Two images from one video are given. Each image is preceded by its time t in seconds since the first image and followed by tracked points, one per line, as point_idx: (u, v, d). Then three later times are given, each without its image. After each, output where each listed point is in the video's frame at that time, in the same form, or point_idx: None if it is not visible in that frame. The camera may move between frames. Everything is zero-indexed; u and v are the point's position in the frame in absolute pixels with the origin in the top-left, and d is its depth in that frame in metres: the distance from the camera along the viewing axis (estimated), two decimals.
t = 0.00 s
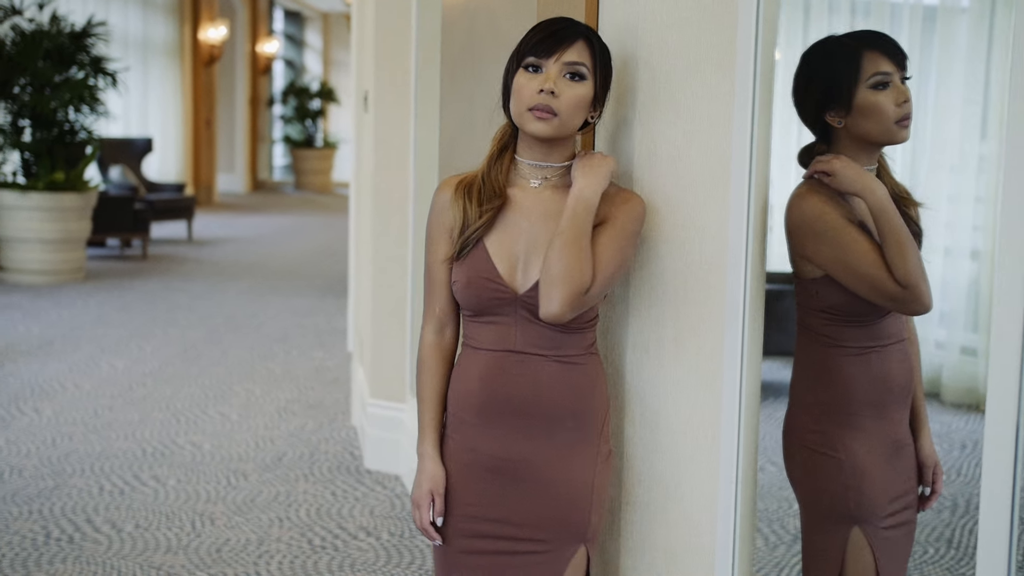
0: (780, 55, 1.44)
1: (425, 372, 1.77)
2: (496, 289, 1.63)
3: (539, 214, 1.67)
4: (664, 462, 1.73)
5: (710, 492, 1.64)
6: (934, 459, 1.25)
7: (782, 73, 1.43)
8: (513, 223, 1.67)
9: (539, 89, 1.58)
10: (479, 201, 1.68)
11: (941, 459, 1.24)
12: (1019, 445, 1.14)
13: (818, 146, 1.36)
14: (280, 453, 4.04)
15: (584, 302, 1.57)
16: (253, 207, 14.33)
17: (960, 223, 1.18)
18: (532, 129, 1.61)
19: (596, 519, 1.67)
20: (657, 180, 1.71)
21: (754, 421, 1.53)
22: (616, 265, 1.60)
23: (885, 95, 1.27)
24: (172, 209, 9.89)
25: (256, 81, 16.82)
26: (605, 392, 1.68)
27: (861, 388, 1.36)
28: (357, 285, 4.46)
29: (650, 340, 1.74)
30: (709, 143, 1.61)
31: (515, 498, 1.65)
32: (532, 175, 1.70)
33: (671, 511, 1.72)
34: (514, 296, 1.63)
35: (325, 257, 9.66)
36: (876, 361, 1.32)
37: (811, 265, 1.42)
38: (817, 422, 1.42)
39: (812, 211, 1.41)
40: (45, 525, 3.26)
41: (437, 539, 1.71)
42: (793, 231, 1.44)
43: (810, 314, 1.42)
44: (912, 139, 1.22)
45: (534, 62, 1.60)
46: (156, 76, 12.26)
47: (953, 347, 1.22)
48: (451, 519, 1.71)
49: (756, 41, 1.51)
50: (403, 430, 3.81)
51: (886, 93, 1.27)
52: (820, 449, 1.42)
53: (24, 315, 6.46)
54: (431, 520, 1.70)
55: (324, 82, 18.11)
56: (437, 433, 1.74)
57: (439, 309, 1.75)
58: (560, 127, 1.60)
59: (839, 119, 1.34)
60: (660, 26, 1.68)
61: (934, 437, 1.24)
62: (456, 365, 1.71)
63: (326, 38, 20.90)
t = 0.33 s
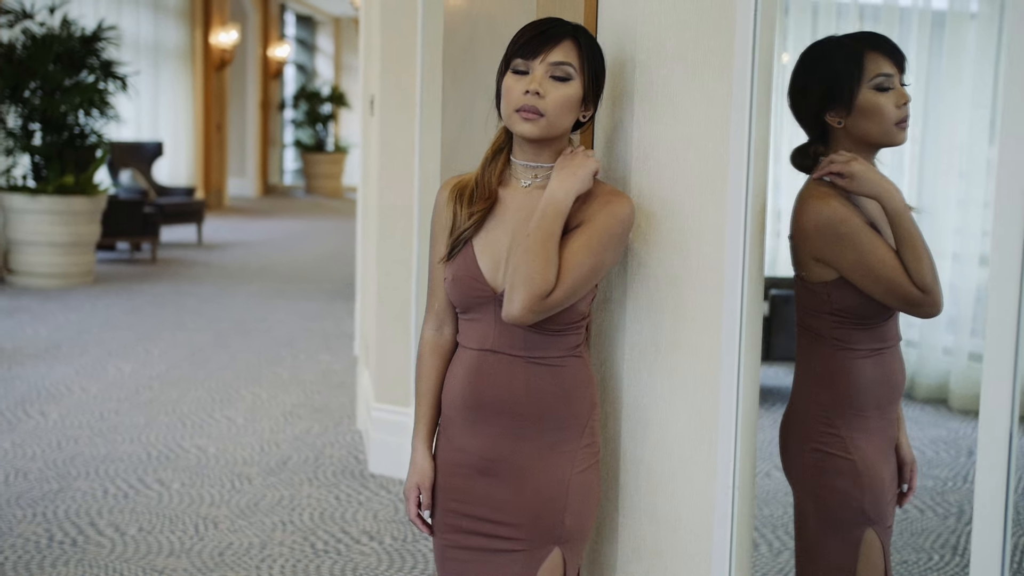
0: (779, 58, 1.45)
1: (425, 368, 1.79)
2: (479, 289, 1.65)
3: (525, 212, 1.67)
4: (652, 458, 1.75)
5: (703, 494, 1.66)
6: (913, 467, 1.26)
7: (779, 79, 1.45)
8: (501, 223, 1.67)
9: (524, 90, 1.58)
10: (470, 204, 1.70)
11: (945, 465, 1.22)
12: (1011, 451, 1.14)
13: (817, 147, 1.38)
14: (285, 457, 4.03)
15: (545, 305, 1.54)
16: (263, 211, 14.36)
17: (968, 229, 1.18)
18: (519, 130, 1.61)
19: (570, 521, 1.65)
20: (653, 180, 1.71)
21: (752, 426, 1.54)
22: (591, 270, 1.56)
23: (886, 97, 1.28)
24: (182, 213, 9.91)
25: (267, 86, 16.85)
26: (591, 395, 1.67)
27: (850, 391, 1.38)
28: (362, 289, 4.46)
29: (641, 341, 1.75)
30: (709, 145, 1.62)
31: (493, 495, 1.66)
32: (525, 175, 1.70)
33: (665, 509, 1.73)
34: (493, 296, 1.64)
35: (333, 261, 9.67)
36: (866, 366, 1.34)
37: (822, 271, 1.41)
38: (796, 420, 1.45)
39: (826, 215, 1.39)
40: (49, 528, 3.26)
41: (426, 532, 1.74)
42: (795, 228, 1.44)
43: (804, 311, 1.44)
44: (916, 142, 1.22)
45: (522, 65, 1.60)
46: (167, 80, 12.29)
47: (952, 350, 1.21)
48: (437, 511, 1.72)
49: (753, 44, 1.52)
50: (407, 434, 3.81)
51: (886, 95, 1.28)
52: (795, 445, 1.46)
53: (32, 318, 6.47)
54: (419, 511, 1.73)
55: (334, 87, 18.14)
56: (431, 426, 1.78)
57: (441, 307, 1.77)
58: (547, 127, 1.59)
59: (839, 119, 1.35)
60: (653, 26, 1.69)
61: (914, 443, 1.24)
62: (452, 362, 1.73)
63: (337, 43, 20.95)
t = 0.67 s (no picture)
0: (776, 76, 1.48)
1: (429, 373, 1.81)
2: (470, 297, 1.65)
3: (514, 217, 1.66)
4: (647, 464, 1.75)
5: (698, 497, 1.68)
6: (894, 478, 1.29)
7: (777, 90, 1.48)
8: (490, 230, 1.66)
9: (510, 95, 1.58)
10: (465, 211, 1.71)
11: (952, 474, 1.19)
12: (1007, 457, 1.12)
13: (817, 153, 1.39)
14: (289, 464, 4.03)
15: (506, 314, 1.52)
16: (272, 219, 14.38)
17: (977, 235, 1.16)
18: (507, 135, 1.60)
19: (542, 526, 1.63)
20: (648, 187, 1.71)
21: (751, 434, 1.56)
22: (559, 279, 1.53)
23: (886, 102, 1.29)
24: (190, 221, 9.93)
25: (277, 94, 16.88)
26: (578, 401, 1.65)
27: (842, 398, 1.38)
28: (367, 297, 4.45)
29: (637, 348, 1.75)
30: (706, 155, 1.63)
31: (476, 492, 1.66)
32: (513, 180, 1.67)
33: (662, 515, 1.73)
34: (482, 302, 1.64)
35: (341, 269, 9.67)
36: (869, 370, 1.33)
37: (833, 276, 1.39)
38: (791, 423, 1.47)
39: (844, 219, 1.37)
40: (51, 535, 3.26)
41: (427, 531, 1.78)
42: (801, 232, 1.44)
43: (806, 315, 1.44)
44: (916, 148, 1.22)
45: (511, 70, 1.60)
46: (177, 88, 12.32)
47: (958, 358, 1.18)
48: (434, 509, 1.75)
49: (750, 55, 1.55)
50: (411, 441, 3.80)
51: (886, 100, 1.29)
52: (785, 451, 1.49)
53: (40, 325, 6.48)
54: (421, 512, 1.78)
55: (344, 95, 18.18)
56: (434, 429, 1.80)
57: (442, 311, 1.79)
58: (533, 133, 1.58)
59: (840, 123, 1.36)
60: (652, 34, 1.69)
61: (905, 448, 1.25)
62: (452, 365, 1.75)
63: (347, 51, 20.99)
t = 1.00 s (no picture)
0: (773, 80, 1.48)
1: (438, 377, 1.81)
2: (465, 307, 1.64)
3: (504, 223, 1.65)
4: (643, 471, 1.74)
5: (696, 506, 1.67)
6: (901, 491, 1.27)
7: (774, 93, 1.47)
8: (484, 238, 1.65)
9: (500, 102, 1.57)
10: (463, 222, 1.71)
11: (958, 483, 1.18)
12: (1004, 463, 1.12)
13: (818, 156, 1.38)
14: (295, 474, 4.02)
15: (474, 324, 1.50)
16: (282, 228, 14.40)
17: (974, 245, 1.15)
18: (497, 143, 1.59)
19: (514, 534, 1.60)
20: (643, 194, 1.70)
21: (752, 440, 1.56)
22: (528, 281, 1.50)
23: (891, 108, 1.27)
24: (200, 230, 9.94)
25: (288, 104, 16.91)
26: (558, 412, 1.61)
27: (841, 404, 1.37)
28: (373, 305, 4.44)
29: (633, 354, 1.74)
30: (707, 162, 1.62)
31: (458, 494, 1.66)
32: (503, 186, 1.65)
33: (659, 521, 1.72)
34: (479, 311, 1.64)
35: (350, 278, 9.67)
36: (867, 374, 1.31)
37: (845, 279, 1.36)
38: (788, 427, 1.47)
39: (873, 216, 1.30)
40: (55, 545, 3.25)
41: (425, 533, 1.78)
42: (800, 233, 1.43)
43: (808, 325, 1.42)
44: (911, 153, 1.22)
45: (499, 77, 1.59)
46: (187, 98, 12.34)
47: (963, 366, 1.17)
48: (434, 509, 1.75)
49: (747, 59, 1.54)
50: (416, 451, 3.79)
51: (892, 106, 1.27)
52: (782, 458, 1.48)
53: (48, 335, 6.48)
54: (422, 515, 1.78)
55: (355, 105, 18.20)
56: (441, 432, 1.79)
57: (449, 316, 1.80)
58: (523, 140, 1.57)
59: (842, 128, 1.34)
60: (651, 42, 1.68)
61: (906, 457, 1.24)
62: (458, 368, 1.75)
63: (357, 61, 21.02)
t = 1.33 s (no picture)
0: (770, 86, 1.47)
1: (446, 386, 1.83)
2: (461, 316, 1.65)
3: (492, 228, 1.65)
4: (635, 483, 1.74)
5: (683, 513, 1.67)
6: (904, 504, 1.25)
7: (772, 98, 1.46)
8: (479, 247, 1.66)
9: (488, 115, 1.57)
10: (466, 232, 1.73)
11: (955, 490, 1.16)
12: (997, 472, 1.10)
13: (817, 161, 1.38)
14: (297, 485, 4.00)
15: (447, 331, 1.53)
16: (290, 238, 14.40)
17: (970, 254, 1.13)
18: (489, 155, 1.60)
19: (491, 544, 1.61)
20: (636, 206, 1.70)
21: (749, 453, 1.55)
22: (496, 284, 1.51)
23: (890, 118, 1.26)
24: (207, 240, 9.94)
25: (296, 114, 16.93)
26: (533, 423, 1.60)
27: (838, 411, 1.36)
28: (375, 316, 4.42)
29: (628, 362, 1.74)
30: (703, 170, 1.61)
31: (448, 500, 1.68)
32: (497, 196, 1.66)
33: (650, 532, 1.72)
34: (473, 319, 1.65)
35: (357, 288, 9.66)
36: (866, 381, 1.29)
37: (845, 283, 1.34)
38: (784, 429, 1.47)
39: (889, 220, 1.25)
40: (55, 556, 3.24)
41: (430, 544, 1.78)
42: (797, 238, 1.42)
43: (798, 335, 1.43)
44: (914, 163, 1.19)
45: (486, 89, 1.59)
46: (194, 108, 12.36)
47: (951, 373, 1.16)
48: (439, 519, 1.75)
49: (743, 64, 1.53)
50: (418, 461, 3.78)
51: (892, 115, 1.25)
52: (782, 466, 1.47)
53: (54, 345, 6.48)
54: (427, 525, 1.77)
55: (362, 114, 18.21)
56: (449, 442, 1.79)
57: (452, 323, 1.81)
58: (515, 151, 1.58)
59: (840, 134, 1.33)
60: (643, 56, 1.68)
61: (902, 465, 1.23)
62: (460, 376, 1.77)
63: (366, 71, 21.04)
